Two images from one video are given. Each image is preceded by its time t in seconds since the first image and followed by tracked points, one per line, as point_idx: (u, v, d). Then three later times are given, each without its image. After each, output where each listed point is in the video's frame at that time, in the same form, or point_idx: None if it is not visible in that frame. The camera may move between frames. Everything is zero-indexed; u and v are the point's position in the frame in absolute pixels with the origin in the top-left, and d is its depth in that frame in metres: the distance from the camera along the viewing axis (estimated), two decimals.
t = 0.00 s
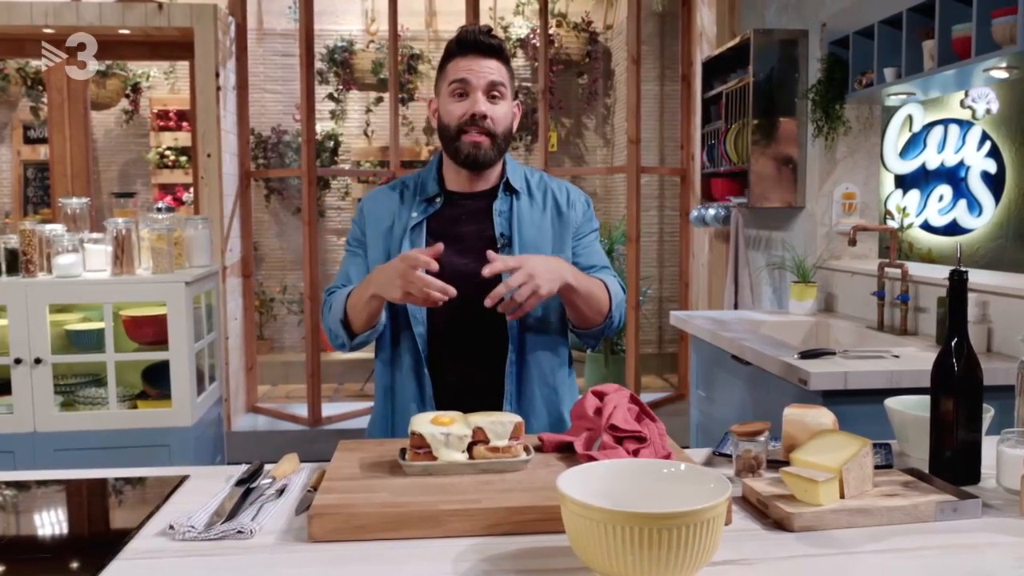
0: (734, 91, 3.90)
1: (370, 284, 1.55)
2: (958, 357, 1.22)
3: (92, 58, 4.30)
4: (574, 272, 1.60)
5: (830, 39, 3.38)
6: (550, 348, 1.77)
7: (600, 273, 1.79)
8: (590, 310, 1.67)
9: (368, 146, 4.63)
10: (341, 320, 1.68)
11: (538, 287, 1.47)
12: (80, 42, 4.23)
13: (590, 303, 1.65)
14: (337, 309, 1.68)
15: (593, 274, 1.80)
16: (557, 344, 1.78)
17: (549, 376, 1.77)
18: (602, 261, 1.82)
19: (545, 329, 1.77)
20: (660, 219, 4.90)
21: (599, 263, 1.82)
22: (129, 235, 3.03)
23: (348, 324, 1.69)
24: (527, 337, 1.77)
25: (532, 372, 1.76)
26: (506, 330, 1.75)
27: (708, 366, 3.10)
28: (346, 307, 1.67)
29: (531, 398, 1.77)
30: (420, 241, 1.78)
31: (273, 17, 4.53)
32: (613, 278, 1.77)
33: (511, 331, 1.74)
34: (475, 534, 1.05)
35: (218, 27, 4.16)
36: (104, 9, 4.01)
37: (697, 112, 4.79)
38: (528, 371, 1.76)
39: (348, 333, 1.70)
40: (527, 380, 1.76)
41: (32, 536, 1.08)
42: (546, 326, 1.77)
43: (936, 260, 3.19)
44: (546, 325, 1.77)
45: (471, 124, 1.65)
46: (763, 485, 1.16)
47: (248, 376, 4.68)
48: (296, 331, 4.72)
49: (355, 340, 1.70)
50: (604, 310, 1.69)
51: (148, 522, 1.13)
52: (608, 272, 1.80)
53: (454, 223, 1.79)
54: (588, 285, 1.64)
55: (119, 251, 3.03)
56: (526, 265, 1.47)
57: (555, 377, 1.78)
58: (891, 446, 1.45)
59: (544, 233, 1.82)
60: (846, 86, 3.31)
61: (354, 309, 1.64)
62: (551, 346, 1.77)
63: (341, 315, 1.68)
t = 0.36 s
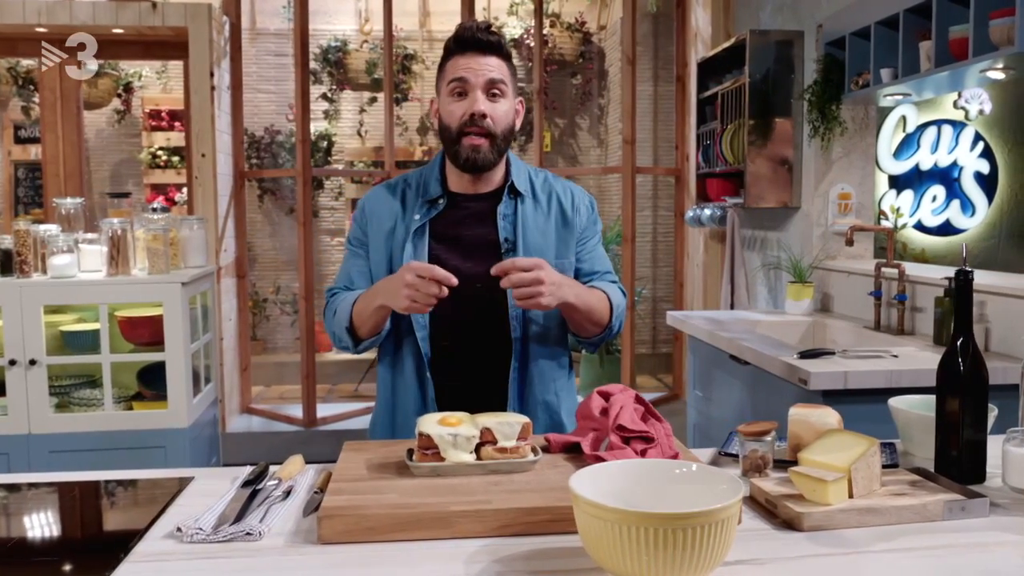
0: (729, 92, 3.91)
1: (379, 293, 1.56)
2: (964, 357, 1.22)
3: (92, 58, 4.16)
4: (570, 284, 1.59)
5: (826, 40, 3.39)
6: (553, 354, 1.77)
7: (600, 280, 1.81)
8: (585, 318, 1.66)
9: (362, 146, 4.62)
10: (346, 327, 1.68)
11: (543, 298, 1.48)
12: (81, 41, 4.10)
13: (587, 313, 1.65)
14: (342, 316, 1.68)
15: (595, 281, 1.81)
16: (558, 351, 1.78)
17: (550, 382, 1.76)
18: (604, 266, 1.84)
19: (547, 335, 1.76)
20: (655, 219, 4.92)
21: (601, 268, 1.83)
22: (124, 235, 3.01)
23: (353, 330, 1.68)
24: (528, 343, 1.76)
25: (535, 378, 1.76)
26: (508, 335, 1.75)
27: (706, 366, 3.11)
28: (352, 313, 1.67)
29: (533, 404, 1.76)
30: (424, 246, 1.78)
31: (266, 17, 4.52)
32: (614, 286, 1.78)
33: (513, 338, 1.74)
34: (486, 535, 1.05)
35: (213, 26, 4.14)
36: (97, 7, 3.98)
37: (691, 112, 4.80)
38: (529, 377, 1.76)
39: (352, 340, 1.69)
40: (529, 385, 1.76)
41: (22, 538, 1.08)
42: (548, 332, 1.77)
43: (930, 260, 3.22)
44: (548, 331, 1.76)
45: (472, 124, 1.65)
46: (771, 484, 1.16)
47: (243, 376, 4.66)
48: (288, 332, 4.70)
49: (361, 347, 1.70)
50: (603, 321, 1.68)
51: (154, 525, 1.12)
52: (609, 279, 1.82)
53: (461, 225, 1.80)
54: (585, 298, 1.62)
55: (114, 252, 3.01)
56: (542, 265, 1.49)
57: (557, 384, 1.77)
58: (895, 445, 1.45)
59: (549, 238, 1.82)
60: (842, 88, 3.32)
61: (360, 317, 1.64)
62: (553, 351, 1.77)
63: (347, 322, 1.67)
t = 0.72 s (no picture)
0: (720, 93, 3.93)
1: (395, 285, 1.55)
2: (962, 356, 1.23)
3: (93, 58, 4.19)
4: (563, 283, 1.58)
5: (817, 41, 3.41)
6: (556, 354, 1.78)
7: (601, 279, 1.81)
8: (577, 318, 1.66)
9: (351, 146, 4.60)
10: (358, 320, 1.66)
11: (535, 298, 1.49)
12: (81, 41, 4.12)
13: (581, 312, 1.64)
14: (353, 309, 1.66)
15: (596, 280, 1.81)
16: (561, 349, 1.79)
17: (553, 381, 1.77)
18: (606, 265, 1.83)
19: (550, 335, 1.78)
20: (644, 220, 4.93)
21: (603, 267, 1.83)
22: (115, 235, 2.97)
23: (364, 323, 1.67)
24: (533, 343, 1.77)
25: (539, 376, 1.76)
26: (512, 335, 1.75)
27: (698, 365, 3.12)
28: (364, 306, 1.66)
29: (536, 401, 1.78)
30: (434, 245, 1.78)
31: (255, 16, 4.50)
32: (616, 285, 1.78)
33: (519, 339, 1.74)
34: (491, 535, 1.05)
35: (202, 25, 4.11)
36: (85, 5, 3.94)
37: (681, 113, 4.81)
38: (533, 377, 1.76)
39: (363, 332, 1.68)
40: (533, 383, 1.76)
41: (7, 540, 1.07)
42: (552, 329, 1.78)
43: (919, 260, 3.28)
44: (551, 330, 1.78)
45: (476, 132, 1.65)
46: (774, 483, 1.16)
47: (232, 377, 4.64)
48: (276, 333, 4.68)
49: (371, 339, 1.69)
50: (597, 321, 1.68)
51: (156, 527, 1.11)
52: (611, 277, 1.81)
53: (466, 228, 1.80)
54: (577, 298, 1.62)
55: (104, 252, 2.97)
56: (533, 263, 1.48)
57: (561, 383, 1.78)
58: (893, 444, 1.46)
59: (553, 237, 1.83)
60: (833, 89, 3.34)
61: (373, 309, 1.63)
62: (556, 351, 1.78)
63: (359, 315, 1.66)
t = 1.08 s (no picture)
0: (702, 94, 3.96)
1: (361, 273, 1.50)
2: (951, 353, 1.25)
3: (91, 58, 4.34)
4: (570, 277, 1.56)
5: (798, 43, 3.44)
6: (550, 359, 1.77)
7: (592, 277, 1.77)
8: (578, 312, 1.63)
9: (331, 146, 4.58)
10: (328, 312, 1.64)
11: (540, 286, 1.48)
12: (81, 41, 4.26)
13: (581, 306, 1.62)
14: (324, 302, 1.63)
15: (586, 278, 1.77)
16: (556, 353, 1.78)
17: (549, 385, 1.77)
18: (596, 265, 1.80)
19: (543, 340, 1.77)
20: (625, 220, 4.95)
21: (592, 267, 1.79)
22: (96, 236, 2.93)
23: (336, 317, 1.64)
24: (525, 348, 1.77)
25: (532, 379, 1.76)
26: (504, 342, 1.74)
27: (682, 365, 3.14)
28: (333, 298, 1.62)
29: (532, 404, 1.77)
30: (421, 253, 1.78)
31: (234, 15, 4.46)
32: (606, 282, 1.75)
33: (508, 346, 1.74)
34: (490, 535, 1.05)
35: (182, 23, 4.08)
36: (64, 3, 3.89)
37: (662, 113, 4.83)
38: (528, 382, 1.76)
39: (335, 326, 1.65)
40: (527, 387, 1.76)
41: None
42: (545, 333, 1.77)
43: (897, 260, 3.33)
44: (544, 335, 1.76)
45: (459, 149, 1.63)
46: (769, 481, 1.17)
47: (213, 379, 4.60)
48: (256, 334, 4.64)
49: (343, 334, 1.65)
50: (596, 317, 1.67)
51: (151, 528, 1.10)
52: (601, 276, 1.78)
53: (452, 232, 1.78)
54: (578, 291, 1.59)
55: (84, 252, 2.92)
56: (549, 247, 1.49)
57: (556, 386, 1.78)
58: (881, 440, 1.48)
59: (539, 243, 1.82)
60: (814, 90, 3.37)
61: (342, 301, 1.60)
62: (549, 356, 1.77)
63: (329, 308, 1.63)
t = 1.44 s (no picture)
0: (689, 94, 3.98)
1: (337, 288, 1.49)
2: (948, 352, 1.26)
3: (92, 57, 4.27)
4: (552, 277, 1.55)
5: (784, 44, 3.46)
6: (536, 364, 1.73)
7: (580, 269, 1.75)
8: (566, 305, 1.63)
9: (315, 146, 4.56)
10: (303, 324, 1.61)
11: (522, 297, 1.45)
12: (81, 41, 4.19)
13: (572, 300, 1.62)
14: (300, 314, 1.61)
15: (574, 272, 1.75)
16: (541, 358, 1.74)
17: (536, 390, 1.73)
18: (583, 257, 1.77)
19: (529, 345, 1.73)
20: (610, 220, 4.97)
21: (580, 259, 1.77)
22: (81, 236, 2.90)
23: (312, 329, 1.62)
24: (509, 354, 1.74)
25: (518, 384, 1.73)
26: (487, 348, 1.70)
27: (671, 364, 3.15)
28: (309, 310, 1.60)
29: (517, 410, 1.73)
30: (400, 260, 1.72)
31: (217, 13, 4.42)
32: (594, 274, 1.73)
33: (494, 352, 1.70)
34: (494, 535, 1.04)
35: (167, 21, 4.04)
36: None
37: (648, 113, 4.85)
38: (515, 389, 1.73)
39: (312, 338, 1.63)
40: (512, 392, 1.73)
41: None
42: (531, 337, 1.73)
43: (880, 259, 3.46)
44: (529, 340, 1.73)
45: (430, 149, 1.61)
46: (769, 480, 1.18)
47: (197, 380, 4.56)
48: (240, 335, 4.60)
49: (320, 347, 1.63)
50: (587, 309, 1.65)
51: (150, 532, 1.09)
52: (589, 268, 1.75)
53: (441, 233, 1.75)
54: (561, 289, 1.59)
55: (70, 253, 2.90)
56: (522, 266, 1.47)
57: (543, 392, 1.74)
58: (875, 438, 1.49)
59: (523, 241, 1.78)
60: (801, 91, 3.39)
61: (319, 317, 1.58)
62: (535, 361, 1.73)
63: (305, 320, 1.61)
